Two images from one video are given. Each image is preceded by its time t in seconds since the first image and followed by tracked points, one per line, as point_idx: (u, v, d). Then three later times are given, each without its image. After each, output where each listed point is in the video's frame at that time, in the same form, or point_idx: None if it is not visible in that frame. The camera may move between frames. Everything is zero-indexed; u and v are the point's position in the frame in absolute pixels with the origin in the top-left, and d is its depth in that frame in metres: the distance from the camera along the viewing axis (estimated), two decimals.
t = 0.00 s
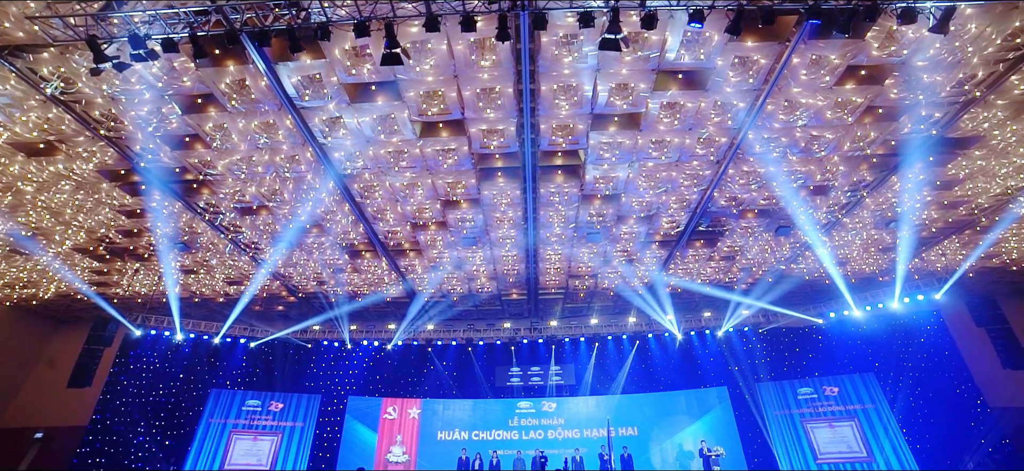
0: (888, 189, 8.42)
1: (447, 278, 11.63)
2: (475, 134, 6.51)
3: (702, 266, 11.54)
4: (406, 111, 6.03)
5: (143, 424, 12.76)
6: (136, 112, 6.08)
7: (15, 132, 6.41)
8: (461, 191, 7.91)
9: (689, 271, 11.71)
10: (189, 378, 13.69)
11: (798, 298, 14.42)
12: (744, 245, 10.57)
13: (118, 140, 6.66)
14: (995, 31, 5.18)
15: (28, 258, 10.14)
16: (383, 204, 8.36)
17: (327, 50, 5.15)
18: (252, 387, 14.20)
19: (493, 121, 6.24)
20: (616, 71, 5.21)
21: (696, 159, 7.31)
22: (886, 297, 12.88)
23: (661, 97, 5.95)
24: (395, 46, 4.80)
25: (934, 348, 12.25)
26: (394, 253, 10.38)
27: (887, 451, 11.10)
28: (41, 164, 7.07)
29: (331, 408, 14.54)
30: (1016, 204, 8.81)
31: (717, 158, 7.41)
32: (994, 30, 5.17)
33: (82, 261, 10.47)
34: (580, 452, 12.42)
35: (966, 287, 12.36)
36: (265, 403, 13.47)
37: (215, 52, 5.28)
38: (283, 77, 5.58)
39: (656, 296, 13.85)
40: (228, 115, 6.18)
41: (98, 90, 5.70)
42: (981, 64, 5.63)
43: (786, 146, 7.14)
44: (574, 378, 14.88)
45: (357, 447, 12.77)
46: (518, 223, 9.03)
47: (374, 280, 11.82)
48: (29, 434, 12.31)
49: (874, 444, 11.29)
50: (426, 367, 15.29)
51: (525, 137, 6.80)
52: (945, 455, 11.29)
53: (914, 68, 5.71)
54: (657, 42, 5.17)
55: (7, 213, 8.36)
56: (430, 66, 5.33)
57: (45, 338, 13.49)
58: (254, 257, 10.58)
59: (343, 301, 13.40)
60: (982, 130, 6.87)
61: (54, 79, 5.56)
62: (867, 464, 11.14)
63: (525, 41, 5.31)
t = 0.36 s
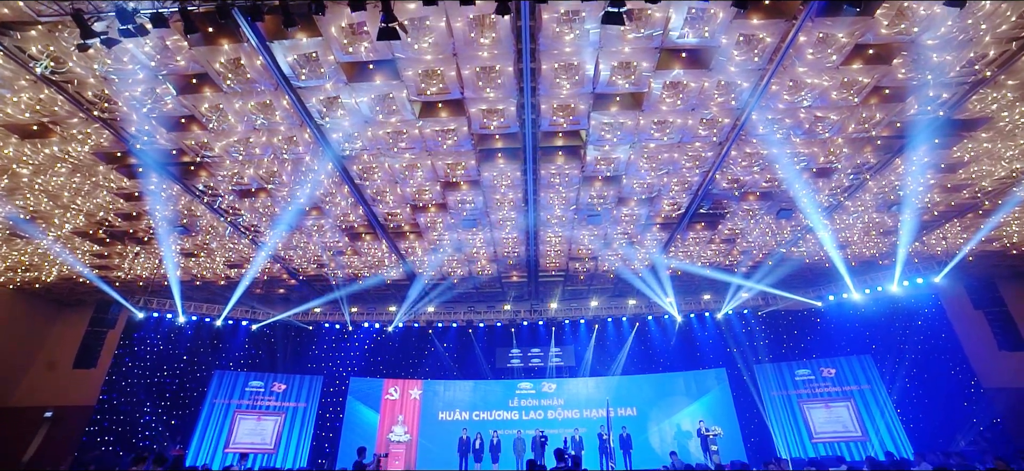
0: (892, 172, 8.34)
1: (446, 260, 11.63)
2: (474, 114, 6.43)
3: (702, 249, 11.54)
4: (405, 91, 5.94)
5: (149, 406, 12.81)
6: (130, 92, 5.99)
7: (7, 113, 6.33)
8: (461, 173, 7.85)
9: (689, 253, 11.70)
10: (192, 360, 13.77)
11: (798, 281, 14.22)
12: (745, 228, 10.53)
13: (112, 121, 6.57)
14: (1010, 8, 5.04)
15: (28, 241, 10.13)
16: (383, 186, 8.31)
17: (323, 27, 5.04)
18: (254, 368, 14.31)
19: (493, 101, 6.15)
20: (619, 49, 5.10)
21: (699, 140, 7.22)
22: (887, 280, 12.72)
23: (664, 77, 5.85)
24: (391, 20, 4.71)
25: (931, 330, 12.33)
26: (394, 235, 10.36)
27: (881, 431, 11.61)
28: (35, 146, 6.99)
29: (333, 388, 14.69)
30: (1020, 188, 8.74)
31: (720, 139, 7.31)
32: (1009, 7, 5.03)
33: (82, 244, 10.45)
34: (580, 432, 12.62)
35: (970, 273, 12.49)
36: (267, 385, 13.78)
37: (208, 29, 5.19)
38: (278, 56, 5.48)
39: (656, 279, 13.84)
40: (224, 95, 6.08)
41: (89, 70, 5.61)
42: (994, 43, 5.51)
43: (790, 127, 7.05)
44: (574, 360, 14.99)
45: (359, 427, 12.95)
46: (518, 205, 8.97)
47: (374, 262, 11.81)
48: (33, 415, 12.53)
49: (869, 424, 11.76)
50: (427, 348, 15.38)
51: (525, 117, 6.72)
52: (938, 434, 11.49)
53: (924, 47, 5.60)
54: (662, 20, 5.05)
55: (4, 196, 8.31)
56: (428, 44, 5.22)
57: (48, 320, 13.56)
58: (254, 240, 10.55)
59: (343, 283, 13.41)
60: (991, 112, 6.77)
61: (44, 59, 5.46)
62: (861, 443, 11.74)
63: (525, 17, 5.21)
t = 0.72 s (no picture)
0: (896, 154, 8.25)
1: (446, 242, 11.61)
2: (474, 94, 6.33)
3: (703, 232, 11.51)
4: (403, 70, 5.85)
5: (154, 387, 12.93)
6: (123, 72, 5.89)
7: None
8: (461, 153, 7.78)
9: (690, 236, 11.67)
10: (194, 342, 13.80)
11: (798, 265, 14.02)
12: (746, 211, 10.49)
13: (106, 102, 6.49)
14: None
15: (26, 225, 10.11)
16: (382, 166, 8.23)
17: (317, 5, 4.93)
18: (256, 349, 14.40)
19: (493, 81, 6.06)
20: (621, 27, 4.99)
21: (701, 121, 7.14)
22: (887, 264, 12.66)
23: (667, 56, 5.75)
24: None
25: (929, 313, 12.30)
26: (393, 218, 10.31)
27: (876, 412, 11.95)
28: (28, 127, 6.91)
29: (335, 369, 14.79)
30: None
31: (723, 120, 7.22)
32: None
33: (81, 228, 10.43)
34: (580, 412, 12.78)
35: (969, 257, 12.29)
36: (271, 367, 14.06)
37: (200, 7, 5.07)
38: (273, 35, 5.37)
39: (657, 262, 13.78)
40: (219, 75, 5.99)
41: (79, 49, 5.50)
42: (1007, 21, 5.38)
43: (794, 108, 6.95)
44: (574, 341, 15.09)
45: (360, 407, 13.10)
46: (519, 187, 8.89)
47: (374, 245, 11.79)
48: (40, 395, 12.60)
49: (865, 405, 12.10)
50: (427, 330, 15.43)
51: (526, 97, 6.63)
52: (932, 415, 11.59)
53: (934, 25, 5.48)
54: None
55: None
56: (426, 22, 5.11)
57: (50, 301, 13.43)
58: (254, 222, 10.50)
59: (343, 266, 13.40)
60: (999, 93, 6.66)
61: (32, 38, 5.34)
62: (856, 423, 12.11)
63: None
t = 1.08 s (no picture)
0: (901, 136, 8.15)
1: (445, 224, 11.57)
2: (474, 72, 6.22)
3: (704, 214, 11.46)
4: (401, 48, 5.74)
5: (158, 368, 13.03)
6: (113, 50, 5.77)
7: None
8: (461, 134, 7.69)
9: (691, 218, 11.62)
10: (196, 324, 13.84)
11: (798, 247, 13.95)
12: (748, 194, 10.43)
13: (97, 82, 6.37)
14: None
15: (24, 207, 10.06)
16: (381, 147, 8.13)
17: None
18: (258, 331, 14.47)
19: (493, 59, 5.95)
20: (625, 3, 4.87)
21: (705, 101, 7.03)
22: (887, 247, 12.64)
23: (671, 34, 5.63)
24: None
25: (927, 295, 12.32)
26: (393, 199, 10.26)
27: (873, 393, 12.12)
28: (20, 108, 6.82)
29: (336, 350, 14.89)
30: None
31: (726, 101, 7.10)
32: None
33: (79, 210, 10.38)
34: (580, 394, 12.88)
35: (968, 240, 12.36)
36: (272, 349, 14.13)
37: None
38: (267, 12, 5.25)
39: (658, 244, 13.75)
40: (213, 53, 5.88)
41: (67, 25, 5.37)
42: None
43: (799, 89, 6.84)
44: (574, 323, 15.07)
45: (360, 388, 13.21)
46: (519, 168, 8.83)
47: (373, 227, 11.75)
48: (43, 377, 12.76)
49: (862, 385, 12.28)
50: (427, 312, 15.48)
51: (527, 76, 6.52)
52: (927, 395, 11.74)
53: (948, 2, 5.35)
54: None
55: None
56: None
57: (50, 284, 13.54)
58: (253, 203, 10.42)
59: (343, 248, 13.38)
60: (1010, 73, 6.53)
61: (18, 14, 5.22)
62: (852, 404, 12.28)
63: None
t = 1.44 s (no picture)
0: (908, 117, 8.02)
1: (444, 206, 11.50)
2: (474, 50, 6.09)
3: (706, 196, 11.38)
4: (399, 24, 5.61)
5: (159, 350, 13.11)
6: (103, 27, 5.64)
7: None
8: (461, 114, 7.59)
9: (692, 200, 11.54)
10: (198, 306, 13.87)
11: (799, 230, 13.74)
12: (751, 176, 10.34)
13: (88, 60, 6.24)
14: None
15: (20, 190, 10.00)
16: (379, 126, 8.02)
17: None
18: (259, 312, 14.53)
19: (494, 36, 5.82)
20: None
21: (709, 80, 6.90)
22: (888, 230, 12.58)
23: (677, 10, 5.49)
24: None
25: (926, 279, 12.39)
26: (393, 181, 10.17)
27: (869, 375, 12.13)
28: (10, 87, 6.71)
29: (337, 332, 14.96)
30: None
31: (731, 80, 6.98)
32: None
33: (76, 194, 10.32)
34: (579, 374, 12.98)
35: (969, 223, 12.28)
36: (275, 330, 14.13)
37: None
38: None
39: (660, 226, 13.54)
40: (206, 30, 5.75)
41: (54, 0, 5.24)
42: None
43: (805, 68, 6.72)
44: (574, 304, 15.07)
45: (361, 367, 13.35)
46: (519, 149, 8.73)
47: (372, 208, 11.69)
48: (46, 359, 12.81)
49: (859, 367, 12.29)
50: (427, 293, 15.49)
51: (528, 54, 6.39)
52: (923, 375, 11.81)
53: None
54: None
55: None
56: None
57: (52, 269, 13.39)
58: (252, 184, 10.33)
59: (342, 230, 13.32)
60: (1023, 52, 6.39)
61: None
62: (849, 384, 12.37)
63: None
